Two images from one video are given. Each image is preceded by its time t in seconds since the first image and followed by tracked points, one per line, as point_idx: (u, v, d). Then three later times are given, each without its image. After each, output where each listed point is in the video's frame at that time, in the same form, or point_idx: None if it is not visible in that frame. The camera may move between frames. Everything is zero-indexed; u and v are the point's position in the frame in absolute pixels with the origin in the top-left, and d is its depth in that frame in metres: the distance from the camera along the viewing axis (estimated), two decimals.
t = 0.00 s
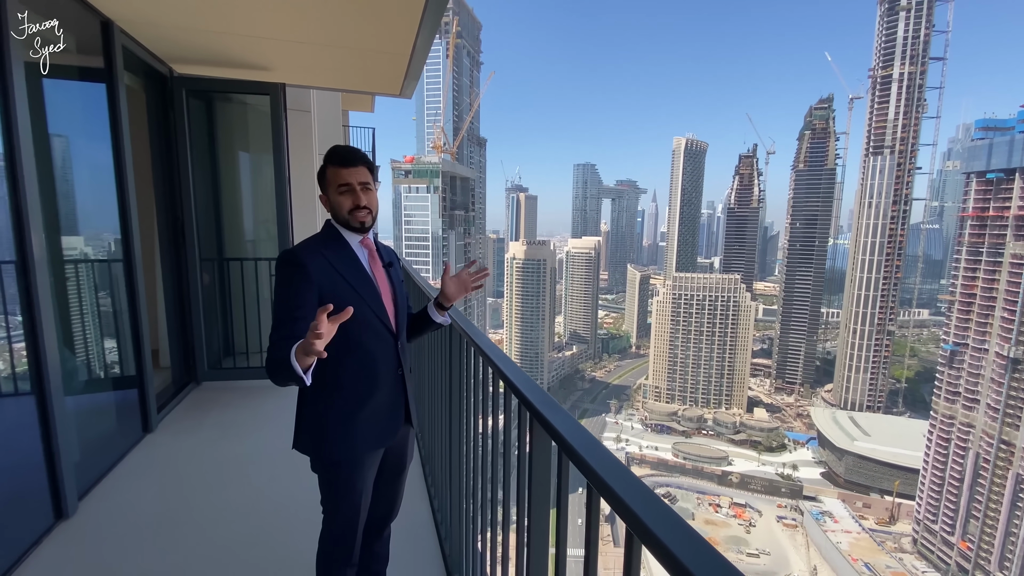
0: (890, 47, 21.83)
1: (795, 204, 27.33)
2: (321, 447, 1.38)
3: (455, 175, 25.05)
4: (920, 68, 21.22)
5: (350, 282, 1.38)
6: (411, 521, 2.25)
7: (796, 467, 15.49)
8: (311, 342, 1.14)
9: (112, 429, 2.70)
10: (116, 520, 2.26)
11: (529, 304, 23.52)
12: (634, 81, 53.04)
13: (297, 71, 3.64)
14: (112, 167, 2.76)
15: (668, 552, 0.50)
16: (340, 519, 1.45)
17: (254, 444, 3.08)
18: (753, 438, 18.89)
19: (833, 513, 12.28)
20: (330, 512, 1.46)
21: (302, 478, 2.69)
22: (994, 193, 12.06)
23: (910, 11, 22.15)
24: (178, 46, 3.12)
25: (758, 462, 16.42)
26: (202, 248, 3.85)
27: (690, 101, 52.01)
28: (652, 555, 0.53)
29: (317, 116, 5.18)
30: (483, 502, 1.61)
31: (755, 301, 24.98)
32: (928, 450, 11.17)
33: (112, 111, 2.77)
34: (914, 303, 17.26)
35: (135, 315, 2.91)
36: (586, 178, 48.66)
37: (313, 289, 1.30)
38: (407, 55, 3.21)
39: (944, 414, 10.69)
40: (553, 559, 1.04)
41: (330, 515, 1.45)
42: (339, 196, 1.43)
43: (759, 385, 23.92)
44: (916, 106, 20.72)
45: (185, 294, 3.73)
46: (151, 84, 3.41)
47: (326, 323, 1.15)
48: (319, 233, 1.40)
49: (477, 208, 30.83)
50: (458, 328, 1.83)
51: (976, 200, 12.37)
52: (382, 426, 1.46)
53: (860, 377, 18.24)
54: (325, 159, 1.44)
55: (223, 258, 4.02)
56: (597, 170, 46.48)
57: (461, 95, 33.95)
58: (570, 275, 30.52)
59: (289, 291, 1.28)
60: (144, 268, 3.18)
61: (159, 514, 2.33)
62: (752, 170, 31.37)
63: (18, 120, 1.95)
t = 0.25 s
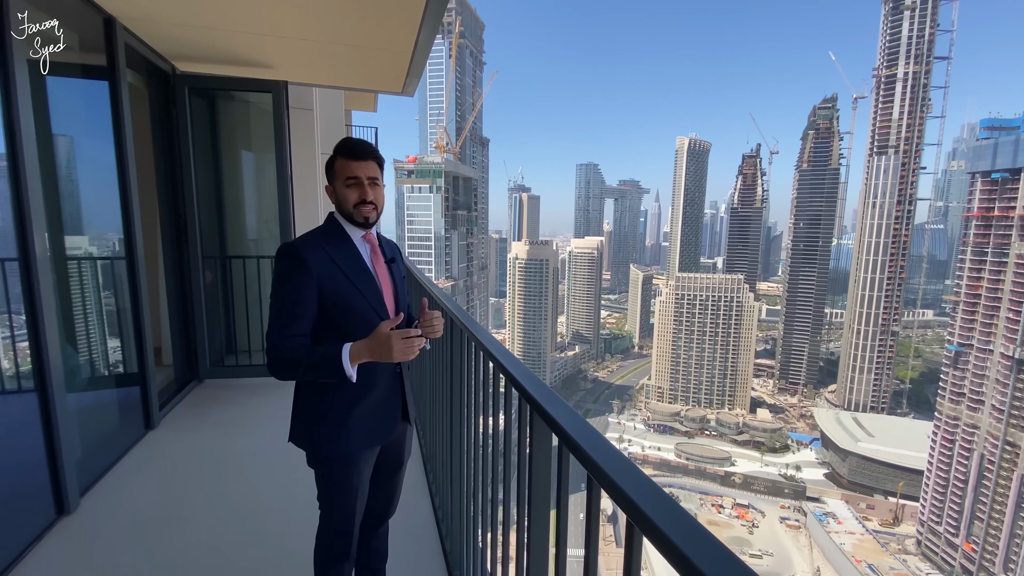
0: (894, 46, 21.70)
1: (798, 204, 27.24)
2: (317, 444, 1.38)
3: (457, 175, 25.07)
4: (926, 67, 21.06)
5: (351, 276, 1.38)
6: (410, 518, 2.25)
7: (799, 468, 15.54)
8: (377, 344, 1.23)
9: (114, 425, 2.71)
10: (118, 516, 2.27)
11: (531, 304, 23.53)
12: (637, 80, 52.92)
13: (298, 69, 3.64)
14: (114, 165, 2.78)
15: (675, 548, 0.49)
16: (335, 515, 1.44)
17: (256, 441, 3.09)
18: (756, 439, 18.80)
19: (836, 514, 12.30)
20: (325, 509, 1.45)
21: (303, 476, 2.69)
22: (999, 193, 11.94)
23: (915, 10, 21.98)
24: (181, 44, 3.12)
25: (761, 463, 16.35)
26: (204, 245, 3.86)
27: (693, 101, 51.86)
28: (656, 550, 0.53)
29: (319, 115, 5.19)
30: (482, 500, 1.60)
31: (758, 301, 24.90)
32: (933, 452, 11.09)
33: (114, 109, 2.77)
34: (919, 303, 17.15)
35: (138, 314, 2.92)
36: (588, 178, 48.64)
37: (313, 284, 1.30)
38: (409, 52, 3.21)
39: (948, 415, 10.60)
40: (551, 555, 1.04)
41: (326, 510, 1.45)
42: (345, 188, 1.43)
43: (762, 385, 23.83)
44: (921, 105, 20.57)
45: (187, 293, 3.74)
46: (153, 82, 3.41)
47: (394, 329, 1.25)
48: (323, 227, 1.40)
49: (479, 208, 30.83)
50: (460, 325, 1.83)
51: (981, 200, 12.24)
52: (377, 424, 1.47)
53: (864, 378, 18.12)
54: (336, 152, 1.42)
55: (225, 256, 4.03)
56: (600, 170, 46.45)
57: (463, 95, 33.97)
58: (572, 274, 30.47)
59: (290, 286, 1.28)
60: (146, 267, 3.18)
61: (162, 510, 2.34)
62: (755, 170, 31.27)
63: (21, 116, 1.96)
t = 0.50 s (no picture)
0: (899, 45, 21.60)
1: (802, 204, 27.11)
2: (314, 441, 1.39)
3: (460, 176, 25.12)
4: (930, 67, 20.98)
5: (351, 274, 1.38)
6: (408, 517, 2.25)
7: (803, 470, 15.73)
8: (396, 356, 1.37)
9: (117, 423, 2.73)
10: (120, 513, 2.27)
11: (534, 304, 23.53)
12: (639, 81, 52.86)
13: (300, 68, 3.65)
14: (117, 166, 2.79)
15: (669, 544, 0.49)
16: (330, 513, 1.45)
17: (257, 439, 3.10)
18: (760, 440, 18.72)
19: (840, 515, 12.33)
20: (322, 507, 1.46)
21: (304, 474, 2.69)
22: (1004, 194, 11.84)
23: (919, 9, 21.85)
24: (184, 44, 3.14)
25: (764, 464, 16.29)
26: (207, 244, 3.88)
27: (696, 101, 51.74)
28: (647, 543, 0.53)
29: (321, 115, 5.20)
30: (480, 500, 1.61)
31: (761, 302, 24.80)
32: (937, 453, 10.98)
33: (117, 108, 2.78)
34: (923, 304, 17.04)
35: (140, 313, 2.93)
36: (591, 178, 48.60)
37: (314, 281, 1.31)
38: (411, 51, 3.21)
39: (953, 416, 10.41)
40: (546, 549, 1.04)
41: (322, 507, 1.46)
42: (345, 185, 1.43)
43: (765, 386, 23.71)
44: (925, 105, 20.46)
45: (190, 291, 3.75)
46: (156, 82, 3.43)
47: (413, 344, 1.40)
48: (323, 224, 1.41)
49: (482, 208, 30.83)
50: (460, 323, 1.83)
51: (986, 200, 12.21)
52: (375, 423, 1.48)
53: (868, 379, 17.98)
54: (340, 149, 1.42)
55: (228, 255, 4.04)
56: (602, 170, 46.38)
57: (466, 96, 34.05)
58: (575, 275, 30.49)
59: (290, 285, 1.29)
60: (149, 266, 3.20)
61: (164, 507, 2.35)
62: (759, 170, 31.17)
63: (24, 117, 1.97)
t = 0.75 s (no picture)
0: (902, 45, 21.55)
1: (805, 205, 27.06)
2: (315, 443, 1.39)
3: (462, 177, 25.19)
4: (934, 66, 20.93)
5: (351, 273, 1.38)
6: (408, 516, 2.25)
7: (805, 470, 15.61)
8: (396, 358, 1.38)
9: (118, 424, 2.73)
10: (120, 512, 2.28)
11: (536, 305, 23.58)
12: (642, 81, 52.79)
13: (301, 69, 3.66)
14: (119, 167, 2.80)
15: (661, 543, 0.49)
16: (331, 513, 1.45)
17: (258, 439, 3.11)
18: (762, 441, 18.65)
19: (843, 517, 12.16)
20: (321, 507, 1.46)
21: (305, 474, 2.69)
22: (1008, 193, 11.81)
23: (922, 9, 21.77)
24: (185, 45, 3.16)
25: (766, 465, 16.24)
26: (208, 244, 3.89)
27: (698, 101, 51.66)
28: (641, 542, 0.53)
29: (322, 115, 5.21)
30: (480, 498, 1.62)
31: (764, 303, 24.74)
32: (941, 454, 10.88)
33: (119, 109, 2.80)
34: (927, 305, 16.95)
35: (143, 314, 2.94)
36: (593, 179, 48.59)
37: (314, 281, 1.32)
38: (411, 51, 3.22)
39: (957, 417, 10.37)
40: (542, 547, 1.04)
41: (321, 507, 1.46)
42: (345, 184, 1.43)
43: (768, 387, 23.61)
44: (929, 105, 20.38)
45: (191, 291, 3.76)
46: (157, 82, 3.45)
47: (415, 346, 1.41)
48: (324, 223, 1.41)
49: (484, 209, 30.86)
50: (460, 322, 1.84)
51: (990, 200, 12.15)
52: (376, 424, 1.48)
53: (871, 380, 17.84)
54: (340, 148, 1.42)
55: (229, 254, 4.06)
56: (604, 170, 46.35)
57: (469, 97, 34.16)
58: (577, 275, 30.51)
59: (291, 286, 1.29)
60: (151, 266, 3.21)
61: (165, 505, 2.36)
62: (761, 171, 31.17)
63: (26, 117, 1.98)
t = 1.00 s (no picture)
0: (905, 44, 21.45)
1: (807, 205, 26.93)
2: (316, 442, 1.39)
3: (463, 176, 25.17)
4: (937, 65, 20.81)
5: (350, 273, 1.38)
6: (407, 515, 2.25)
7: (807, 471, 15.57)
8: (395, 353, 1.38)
9: (119, 423, 2.74)
10: (120, 511, 2.29)
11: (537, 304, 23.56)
12: (643, 80, 52.69)
13: (301, 68, 3.66)
14: (120, 166, 2.80)
15: (656, 546, 0.49)
16: (331, 512, 1.45)
17: (259, 438, 3.12)
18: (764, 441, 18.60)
19: (845, 517, 12.11)
20: (322, 506, 1.46)
21: (306, 473, 2.70)
22: (1011, 193, 11.54)
23: (925, 7, 21.62)
24: (186, 44, 3.16)
25: (768, 465, 16.20)
26: (209, 244, 3.90)
27: (700, 100, 51.54)
28: (636, 544, 0.53)
29: (323, 115, 5.22)
30: (479, 499, 1.62)
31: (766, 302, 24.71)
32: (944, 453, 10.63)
33: (119, 108, 2.80)
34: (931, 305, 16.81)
35: (143, 313, 2.95)
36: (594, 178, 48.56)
37: (314, 280, 1.31)
38: (411, 50, 3.21)
39: (959, 417, 10.31)
40: (539, 547, 1.05)
41: (322, 508, 1.46)
42: (345, 184, 1.43)
43: (770, 387, 23.56)
44: (932, 104, 20.25)
45: (192, 290, 3.77)
46: (158, 82, 3.45)
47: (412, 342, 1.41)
48: (322, 223, 1.41)
49: (486, 209, 30.82)
50: (459, 321, 1.84)
51: (993, 200, 11.89)
52: (377, 424, 1.47)
53: (874, 380, 17.74)
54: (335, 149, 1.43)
55: (230, 254, 4.07)
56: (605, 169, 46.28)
57: (470, 96, 34.11)
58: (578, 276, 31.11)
59: (291, 286, 1.28)
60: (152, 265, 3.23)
61: (167, 504, 2.37)
62: (763, 170, 31.10)
63: (26, 117, 1.98)
